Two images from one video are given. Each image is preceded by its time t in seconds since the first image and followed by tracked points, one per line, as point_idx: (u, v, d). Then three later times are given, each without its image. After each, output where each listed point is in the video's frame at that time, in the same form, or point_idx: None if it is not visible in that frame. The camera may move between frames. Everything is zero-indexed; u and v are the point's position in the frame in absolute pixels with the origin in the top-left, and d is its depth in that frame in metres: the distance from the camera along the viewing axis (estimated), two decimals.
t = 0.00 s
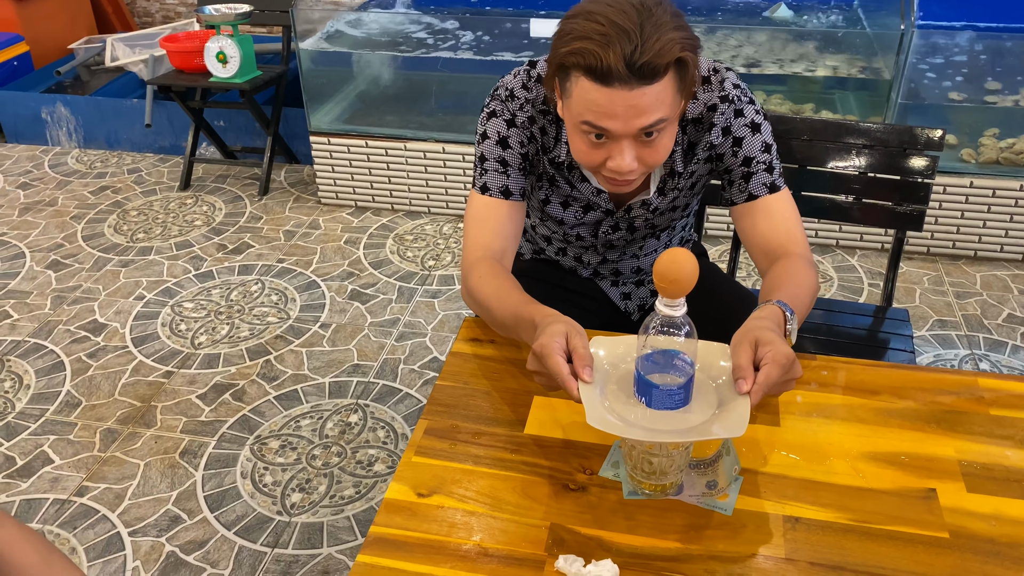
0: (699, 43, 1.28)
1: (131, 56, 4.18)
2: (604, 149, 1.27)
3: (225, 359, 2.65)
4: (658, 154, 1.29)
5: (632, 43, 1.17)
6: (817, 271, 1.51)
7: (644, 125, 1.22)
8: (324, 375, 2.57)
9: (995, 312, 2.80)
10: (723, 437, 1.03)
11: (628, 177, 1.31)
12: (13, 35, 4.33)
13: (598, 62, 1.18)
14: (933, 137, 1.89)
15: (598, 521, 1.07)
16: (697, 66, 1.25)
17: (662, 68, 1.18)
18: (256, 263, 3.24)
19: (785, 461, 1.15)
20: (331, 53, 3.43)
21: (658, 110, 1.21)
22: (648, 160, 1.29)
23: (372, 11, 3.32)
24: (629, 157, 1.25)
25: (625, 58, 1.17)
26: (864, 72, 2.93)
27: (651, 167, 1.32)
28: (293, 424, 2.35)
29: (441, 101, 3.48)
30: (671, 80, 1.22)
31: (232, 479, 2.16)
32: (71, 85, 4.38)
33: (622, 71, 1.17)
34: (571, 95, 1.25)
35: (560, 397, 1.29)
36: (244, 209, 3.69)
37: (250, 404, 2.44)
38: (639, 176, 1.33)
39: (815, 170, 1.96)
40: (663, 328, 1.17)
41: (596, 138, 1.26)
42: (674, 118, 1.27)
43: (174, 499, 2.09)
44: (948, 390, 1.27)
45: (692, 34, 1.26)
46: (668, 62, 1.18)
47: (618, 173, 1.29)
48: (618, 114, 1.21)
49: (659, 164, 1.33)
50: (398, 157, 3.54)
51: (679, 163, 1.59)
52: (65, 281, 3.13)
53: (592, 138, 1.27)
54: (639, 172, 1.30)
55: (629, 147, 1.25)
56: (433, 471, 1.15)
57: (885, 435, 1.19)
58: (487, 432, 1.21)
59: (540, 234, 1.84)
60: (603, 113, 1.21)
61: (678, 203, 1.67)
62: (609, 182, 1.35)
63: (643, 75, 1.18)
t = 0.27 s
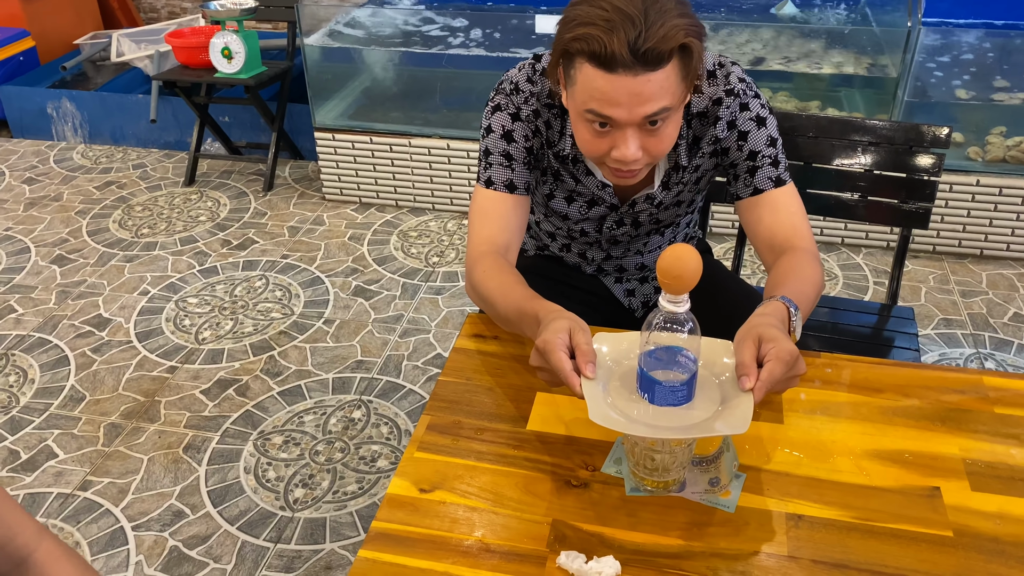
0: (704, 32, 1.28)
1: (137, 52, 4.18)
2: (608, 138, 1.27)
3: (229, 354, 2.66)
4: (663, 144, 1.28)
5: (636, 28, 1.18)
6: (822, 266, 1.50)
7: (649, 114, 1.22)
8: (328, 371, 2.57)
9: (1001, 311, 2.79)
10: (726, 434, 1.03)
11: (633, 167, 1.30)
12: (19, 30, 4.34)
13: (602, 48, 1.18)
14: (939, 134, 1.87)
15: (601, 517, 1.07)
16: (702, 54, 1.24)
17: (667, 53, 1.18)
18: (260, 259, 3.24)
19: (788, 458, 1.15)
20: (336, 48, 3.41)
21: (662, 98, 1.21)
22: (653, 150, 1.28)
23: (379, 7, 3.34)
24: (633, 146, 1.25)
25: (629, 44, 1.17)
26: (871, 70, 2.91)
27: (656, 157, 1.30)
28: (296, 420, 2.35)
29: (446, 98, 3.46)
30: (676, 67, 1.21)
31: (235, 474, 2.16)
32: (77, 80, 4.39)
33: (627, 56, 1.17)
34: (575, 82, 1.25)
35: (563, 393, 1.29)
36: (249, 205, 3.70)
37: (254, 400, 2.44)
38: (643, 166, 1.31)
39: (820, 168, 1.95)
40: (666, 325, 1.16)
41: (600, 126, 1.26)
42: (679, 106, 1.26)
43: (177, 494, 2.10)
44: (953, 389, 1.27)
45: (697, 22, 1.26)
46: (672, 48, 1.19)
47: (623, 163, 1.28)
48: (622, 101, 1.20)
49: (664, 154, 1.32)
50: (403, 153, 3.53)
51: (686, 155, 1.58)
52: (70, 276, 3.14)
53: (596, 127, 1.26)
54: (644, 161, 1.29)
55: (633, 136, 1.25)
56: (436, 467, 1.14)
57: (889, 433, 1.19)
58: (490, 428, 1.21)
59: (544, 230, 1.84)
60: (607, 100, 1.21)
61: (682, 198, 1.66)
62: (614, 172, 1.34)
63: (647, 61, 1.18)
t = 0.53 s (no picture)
0: (706, 27, 1.27)
1: (140, 49, 4.18)
2: (610, 134, 1.27)
3: (231, 351, 2.66)
4: (664, 140, 1.28)
5: (638, 25, 1.17)
6: (824, 263, 1.50)
7: (650, 110, 1.22)
8: (330, 368, 2.57)
9: (1004, 310, 2.79)
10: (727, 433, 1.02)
11: (634, 162, 1.30)
12: (23, 27, 4.34)
13: (603, 45, 1.17)
14: (943, 133, 1.86)
15: (602, 516, 1.07)
16: (704, 51, 1.24)
17: (668, 50, 1.17)
18: (263, 256, 3.24)
19: (790, 457, 1.15)
20: (338, 46, 3.41)
21: (664, 94, 1.21)
22: (655, 146, 1.28)
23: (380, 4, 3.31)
24: (634, 142, 1.25)
25: (630, 40, 1.17)
26: (875, 67, 2.90)
27: (657, 153, 1.30)
28: (298, 417, 2.36)
29: (448, 95, 3.47)
30: (677, 62, 1.21)
31: (237, 471, 2.16)
32: (80, 77, 4.39)
33: (627, 54, 1.17)
34: (577, 78, 1.25)
35: (565, 392, 1.29)
36: (252, 202, 3.70)
37: (256, 397, 2.44)
38: (645, 161, 1.32)
39: (823, 166, 1.94)
40: (668, 324, 1.15)
41: (601, 123, 1.26)
42: (681, 102, 1.26)
43: (179, 491, 2.10)
44: (956, 387, 1.26)
45: (699, 18, 1.25)
46: (674, 44, 1.18)
47: (624, 159, 1.28)
48: (623, 97, 1.20)
49: (666, 150, 1.32)
50: (405, 151, 3.53)
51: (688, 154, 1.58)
52: (73, 273, 3.14)
53: (598, 123, 1.26)
54: (645, 157, 1.29)
55: (634, 132, 1.25)
56: (437, 464, 1.14)
57: (891, 432, 1.19)
58: (491, 426, 1.21)
59: (546, 228, 1.83)
60: (608, 96, 1.21)
61: (685, 195, 1.66)
62: (615, 168, 1.34)
63: (649, 57, 1.17)
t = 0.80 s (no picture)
0: (707, 61, 1.24)
1: (141, 47, 4.18)
2: (610, 169, 1.26)
3: (232, 349, 2.66)
4: (665, 172, 1.28)
5: (638, 74, 1.13)
6: (821, 270, 1.49)
7: (650, 150, 1.20)
8: (330, 367, 2.57)
9: (1006, 308, 2.78)
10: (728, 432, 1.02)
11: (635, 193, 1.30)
12: (23, 24, 4.34)
13: (602, 95, 1.15)
14: (945, 130, 1.86)
15: (603, 514, 1.07)
16: (704, 90, 1.21)
17: (668, 98, 1.14)
18: (263, 254, 3.24)
19: (790, 455, 1.15)
20: (340, 44, 3.41)
21: (664, 136, 1.19)
22: (655, 178, 1.28)
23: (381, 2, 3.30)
24: (635, 179, 1.24)
25: (631, 90, 1.13)
26: (876, 65, 2.90)
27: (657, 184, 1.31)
28: (299, 415, 2.36)
29: (448, 92, 3.48)
30: (677, 105, 1.18)
31: (237, 469, 2.17)
32: (81, 75, 4.39)
33: (627, 105, 1.14)
34: (577, 117, 1.23)
35: (566, 390, 1.29)
36: (252, 200, 3.70)
37: (256, 395, 2.44)
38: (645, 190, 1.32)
39: (824, 164, 1.94)
40: (668, 322, 1.16)
41: (602, 160, 1.25)
42: (682, 137, 1.25)
43: (180, 489, 2.10)
44: (956, 386, 1.26)
45: (700, 55, 1.21)
46: (674, 93, 1.15)
47: (625, 191, 1.29)
48: (624, 141, 1.19)
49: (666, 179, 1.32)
50: (406, 148, 3.52)
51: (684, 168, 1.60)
52: (74, 270, 3.14)
53: (598, 160, 1.25)
54: (646, 189, 1.29)
55: (635, 169, 1.24)
56: (437, 463, 1.14)
57: (891, 431, 1.18)
58: (491, 425, 1.21)
59: (547, 226, 1.83)
60: (608, 139, 1.19)
61: (686, 198, 1.67)
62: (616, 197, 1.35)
63: (648, 106, 1.15)
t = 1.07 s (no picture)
0: (703, 111, 1.23)
1: (138, 44, 4.16)
2: (608, 208, 1.29)
3: (230, 347, 2.65)
4: (661, 208, 1.31)
5: (634, 136, 1.12)
6: (819, 280, 1.48)
7: (647, 196, 1.22)
8: (329, 364, 2.56)
9: (1005, 306, 2.78)
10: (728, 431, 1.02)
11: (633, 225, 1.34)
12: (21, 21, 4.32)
13: (599, 155, 1.15)
14: (945, 128, 1.85)
15: (602, 512, 1.06)
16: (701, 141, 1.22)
17: (665, 156, 1.15)
18: (262, 251, 3.23)
19: (790, 454, 1.14)
20: (339, 41, 3.42)
21: (661, 183, 1.21)
22: (652, 212, 1.31)
23: None
24: (633, 218, 1.27)
25: (627, 150, 1.14)
26: (875, 62, 2.89)
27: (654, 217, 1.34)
28: (298, 413, 2.35)
29: (448, 89, 3.48)
30: (674, 157, 1.19)
31: (236, 467, 2.16)
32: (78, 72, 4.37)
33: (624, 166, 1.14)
34: (574, 166, 1.23)
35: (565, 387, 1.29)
36: (250, 197, 3.69)
37: (255, 393, 2.44)
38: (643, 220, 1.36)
39: (824, 162, 1.94)
40: (668, 320, 1.16)
41: (600, 200, 1.27)
42: (678, 178, 1.27)
43: (178, 487, 2.10)
44: (957, 384, 1.26)
45: (696, 108, 1.20)
46: (670, 152, 1.15)
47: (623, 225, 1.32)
48: (621, 191, 1.21)
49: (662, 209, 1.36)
50: (404, 146, 3.51)
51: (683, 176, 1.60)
52: (72, 268, 3.14)
53: (596, 200, 1.28)
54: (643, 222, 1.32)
55: (633, 209, 1.26)
56: (436, 461, 1.14)
57: (892, 429, 1.18)
58: (490, 423, 1.21)
59: (546, 223, 1.82)
60: (606, 189, 1.21)
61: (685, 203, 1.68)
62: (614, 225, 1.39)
63: (645, 163, 1.15)
